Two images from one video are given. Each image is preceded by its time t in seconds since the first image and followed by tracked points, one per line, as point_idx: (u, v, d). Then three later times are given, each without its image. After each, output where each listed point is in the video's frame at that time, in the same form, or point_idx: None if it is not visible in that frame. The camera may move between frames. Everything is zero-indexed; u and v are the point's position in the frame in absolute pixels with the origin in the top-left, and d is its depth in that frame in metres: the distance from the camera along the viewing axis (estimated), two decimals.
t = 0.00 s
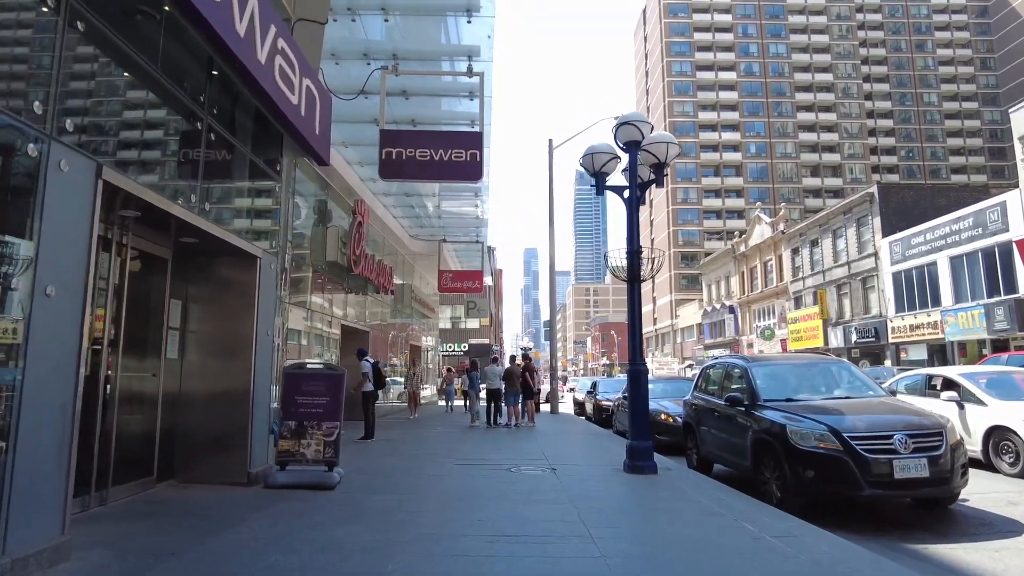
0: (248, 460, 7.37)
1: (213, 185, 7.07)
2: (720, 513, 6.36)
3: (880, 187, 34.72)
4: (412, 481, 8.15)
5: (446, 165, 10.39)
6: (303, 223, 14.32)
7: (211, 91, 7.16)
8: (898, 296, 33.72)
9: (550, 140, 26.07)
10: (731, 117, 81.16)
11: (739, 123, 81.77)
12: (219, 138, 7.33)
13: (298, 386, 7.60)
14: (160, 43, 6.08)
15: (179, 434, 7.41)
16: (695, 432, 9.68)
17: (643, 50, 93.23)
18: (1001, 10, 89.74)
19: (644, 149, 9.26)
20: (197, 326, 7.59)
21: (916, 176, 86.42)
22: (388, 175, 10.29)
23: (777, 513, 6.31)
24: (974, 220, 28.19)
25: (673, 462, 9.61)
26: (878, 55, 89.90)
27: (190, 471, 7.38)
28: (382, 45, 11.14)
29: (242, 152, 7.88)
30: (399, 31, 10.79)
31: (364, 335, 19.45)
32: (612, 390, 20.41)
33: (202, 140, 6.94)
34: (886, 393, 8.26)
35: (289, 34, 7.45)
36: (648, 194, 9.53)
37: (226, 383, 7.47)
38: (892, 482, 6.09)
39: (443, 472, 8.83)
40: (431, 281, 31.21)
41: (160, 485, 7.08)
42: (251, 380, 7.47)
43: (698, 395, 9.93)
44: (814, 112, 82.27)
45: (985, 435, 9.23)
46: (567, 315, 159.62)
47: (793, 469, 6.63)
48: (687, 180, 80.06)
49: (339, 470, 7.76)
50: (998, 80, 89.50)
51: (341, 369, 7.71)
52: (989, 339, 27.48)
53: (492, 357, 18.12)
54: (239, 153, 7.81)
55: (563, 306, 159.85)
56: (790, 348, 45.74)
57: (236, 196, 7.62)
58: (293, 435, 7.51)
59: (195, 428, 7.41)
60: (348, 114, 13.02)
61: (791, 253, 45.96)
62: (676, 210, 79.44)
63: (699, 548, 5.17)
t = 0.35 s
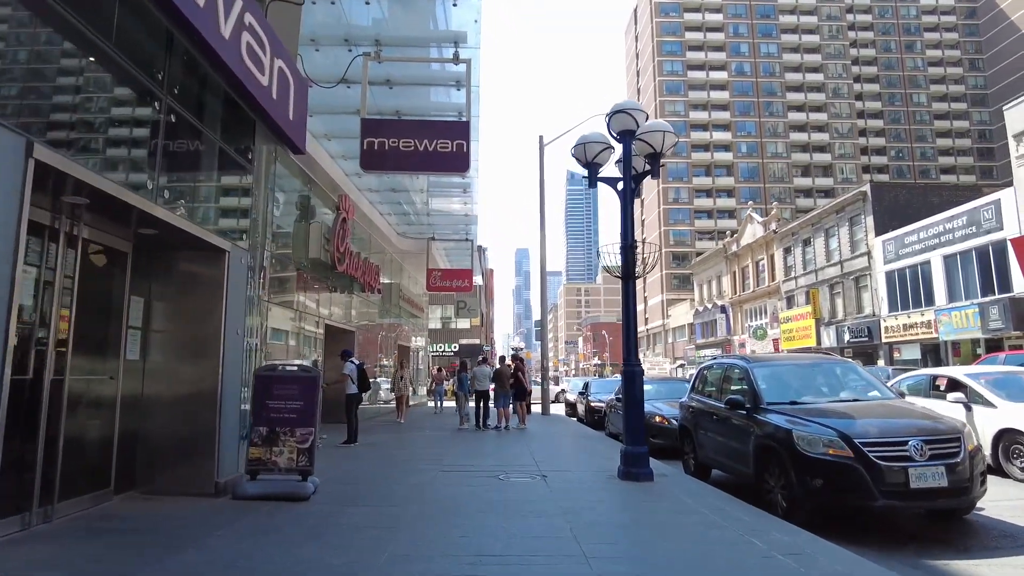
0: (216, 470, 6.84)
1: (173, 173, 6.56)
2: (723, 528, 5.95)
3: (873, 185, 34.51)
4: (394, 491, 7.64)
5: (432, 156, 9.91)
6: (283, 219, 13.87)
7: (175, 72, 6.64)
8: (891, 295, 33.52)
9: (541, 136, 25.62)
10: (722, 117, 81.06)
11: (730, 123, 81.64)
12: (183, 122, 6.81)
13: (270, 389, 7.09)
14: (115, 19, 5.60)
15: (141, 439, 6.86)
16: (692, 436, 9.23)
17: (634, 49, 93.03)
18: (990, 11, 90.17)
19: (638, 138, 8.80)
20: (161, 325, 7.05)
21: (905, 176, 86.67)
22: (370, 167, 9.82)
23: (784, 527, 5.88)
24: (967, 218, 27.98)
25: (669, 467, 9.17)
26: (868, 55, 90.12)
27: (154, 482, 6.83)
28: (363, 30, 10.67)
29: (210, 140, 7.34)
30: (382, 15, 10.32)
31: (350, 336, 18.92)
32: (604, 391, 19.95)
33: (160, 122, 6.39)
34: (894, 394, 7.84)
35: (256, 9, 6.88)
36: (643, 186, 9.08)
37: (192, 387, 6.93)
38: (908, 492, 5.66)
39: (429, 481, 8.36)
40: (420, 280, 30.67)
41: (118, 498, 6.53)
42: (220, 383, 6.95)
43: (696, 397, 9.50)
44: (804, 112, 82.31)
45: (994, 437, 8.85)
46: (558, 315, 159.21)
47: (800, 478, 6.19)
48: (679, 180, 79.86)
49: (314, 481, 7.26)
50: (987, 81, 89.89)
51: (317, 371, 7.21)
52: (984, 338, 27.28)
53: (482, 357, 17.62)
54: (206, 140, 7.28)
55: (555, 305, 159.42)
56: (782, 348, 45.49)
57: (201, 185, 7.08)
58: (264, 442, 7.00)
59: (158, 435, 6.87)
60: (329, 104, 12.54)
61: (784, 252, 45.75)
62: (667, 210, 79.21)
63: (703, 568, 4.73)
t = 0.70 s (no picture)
0: (189, 474, 6.38)
1: (143, 155, 6.12)
2: (736, 537, 5.51)
3: (875, 183, 34.13)
4: (383, 495, 7.19)
5: (425, 144, 9.48)
6: (271, 212, 13.49)
7: (148, 44, 6.18)
8: (893, 295, 33.15)
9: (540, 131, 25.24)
10: (722, 116, 80.69)
11: (730, 122, 81.28)
12: (155, 102, 6.37)
13: (249, 386, 6.64)
14: None
15: (110, 439, 6.41)
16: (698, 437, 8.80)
17: (634, 48, 92.67)
18: (990, 10, 89.87)
19: (642, 122, 8.35)
20: (133, 317, 6.58)
21: (905, 175, 86.38)
22: (360, 154, 9.37)
23: (802, 536, 5.44)
24: (972, 216, 27.60)
25: (674, 470, 8.73)
26: (868, 54, 89.83)
27: (124, 486, 6.37)
28: (354, 10, 10.26)
29: (186, 121, 6.85)
30: None
31: (344, 334, 18.50)
32: (603, 391, 19.51)
33: (127, 97, 5.91)
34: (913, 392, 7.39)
35: None
36: (647, 173, 8.62)
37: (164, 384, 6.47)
38: (937, 499, 5.21)
39: (420, 484, 7.91)
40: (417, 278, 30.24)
41: (80, 503, 6.04)
42: (194, 380, 6.49)
43: (701, 397, 9.07)
44: (804, 111, 81.98)
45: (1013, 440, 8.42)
46: (556, 314, 158.80)
47: (818, 482, 5.73)
48: (678, 179, 79.49)
49: (298, 485, 6.81)
50: (986, 80, 89.56)
51: (300, 368, 6.77)
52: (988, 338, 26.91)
53: (479, 355, 17.14)
54: (181, 122, 6.79)
55: (553, 305, 159.09)
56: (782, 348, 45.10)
57: (174, 168, 6.61)
58: (242, 443, 6.54)
59: (128, 434, 6.42)
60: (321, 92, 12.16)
61: (784, 251, 45.37)
62: (666, 209, 78.84)
63: None
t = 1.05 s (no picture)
0: (154, 481, 5.95)
1: (110, 144, 5.72)
2: (742, 551, 5.12)
3: (874, 182, 33.85)
4: (363, 503, 6.79)
5: (411, 134, 9.08)
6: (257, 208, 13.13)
7: (113, 22, 5.74)
8: (891, 294, 32.86)
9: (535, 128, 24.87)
10: (718, 116, 80.44)
11: (727, 121, 81.06)
12: (122, 87, 5.94)
13: (220, 388, 6.21)
14: None
15: (70, 444, 5.97)
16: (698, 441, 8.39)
17: (630, 47, 92.37)
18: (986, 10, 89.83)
19: (639, 111, 7.95)
20: (95, 313, 6.13)
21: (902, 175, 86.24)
22: (343, 145, 8.96)
23: (810, 550, 5.05)
24: (972, 215, 27.32)
25: (671, 475, 8.36)
26: (865, 54, 89.74)
27: (83, 495, 5.92)
28: None
29: (154, 107, 6.40)
30: None
31: (333, 334, 18.13)
32: (599, 392, 19.11)
33: (73, 72, 5.27)
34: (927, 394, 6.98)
35: None
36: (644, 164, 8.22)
37: (128, 386, 6.02)
38: (959, 511, 4.82)
39: (407, 491, 7.50)
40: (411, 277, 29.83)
41: (33, 515, 5.58)
42: (161, 383, 6.04)
43: (700, 399, 8.69)
44: (801, 111, 81.80)
45: None
46: (553, 315, 158.36)
47: (829, 493, 5.32)
48: (674, 179, 79.19)
49: (272, 494, 6.39)
50: (983, 81, 89.49)
51: (274, 369, 6.36)
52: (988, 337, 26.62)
53: (473, 355, 16.70)
54: (148, 108, 6.33)
55: (549, 305, 158.75)
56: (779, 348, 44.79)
57: (142, 157, 6.17)
58: (211, 449, 6.12)
59: (88, 439, 5.97)
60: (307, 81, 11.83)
61: (781, 250, 45.08)
62: (663, 209, 78.52)
63: None
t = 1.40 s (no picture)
0: (102, 492, 5.44)
1: (62, 130, 5.23)
2: (747, 566, 4.67)
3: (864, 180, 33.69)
4: (338, 512, 6.31)
5: (392, 120, 8.61)
6: (234, 201, 12.65)
7: None
8: (882, 294, 32.68)
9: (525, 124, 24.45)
10: (708, 116, 80.34)
11: (716, 121, 81.02)
12: (69, 60, 5.40)
13: (178, 389, 5.70)
14: None
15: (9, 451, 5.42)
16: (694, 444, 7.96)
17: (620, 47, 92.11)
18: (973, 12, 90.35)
19: (632, 94, 7.51)
20: (39, 307, 5.60)
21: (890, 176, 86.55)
22: (319, 131, 8.50)
23: (820, 564, 4.62)
24: (964, 213, 27.15)
25: (666, 480, 7.93)
26: (853, 56, 90.05)
27: (24, 505, 5.41)
28: None
29: (108, 84, 5.86)
30: None
31: (315, 333, 17.63)
32: (589, 392, 18.70)
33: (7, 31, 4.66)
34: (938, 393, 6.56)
35: None
36: (637, 151, 7.78)
37: (75, 388, 5.49)
38: (983, 523, 4.40)
39: (386, 498, 7.00)
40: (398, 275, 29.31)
41: None
42: (111, 384, 5.52)
43: (696, 400, 8.27)
44: (790, 111, 81.91)
45: None
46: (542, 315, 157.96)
47: (841, 503, 4.88)
48: (664, 179, 79.00)
49: (237, 503, 5.89)
50: (969, 82, 90.03)
51: (237, 368, 5.86)
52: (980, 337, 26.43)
53: (460, 355, 16.17)
54: (101, 85, 5.80)
55: (539, 306, 158.30)
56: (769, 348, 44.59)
57: (93, 141, 5.64)
58: (168, 455, 5.60)
59: (29, 446, 5.43)
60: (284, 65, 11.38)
61: (772, 250, 44.89)
62: (653, 209, 78.32)
63: None
